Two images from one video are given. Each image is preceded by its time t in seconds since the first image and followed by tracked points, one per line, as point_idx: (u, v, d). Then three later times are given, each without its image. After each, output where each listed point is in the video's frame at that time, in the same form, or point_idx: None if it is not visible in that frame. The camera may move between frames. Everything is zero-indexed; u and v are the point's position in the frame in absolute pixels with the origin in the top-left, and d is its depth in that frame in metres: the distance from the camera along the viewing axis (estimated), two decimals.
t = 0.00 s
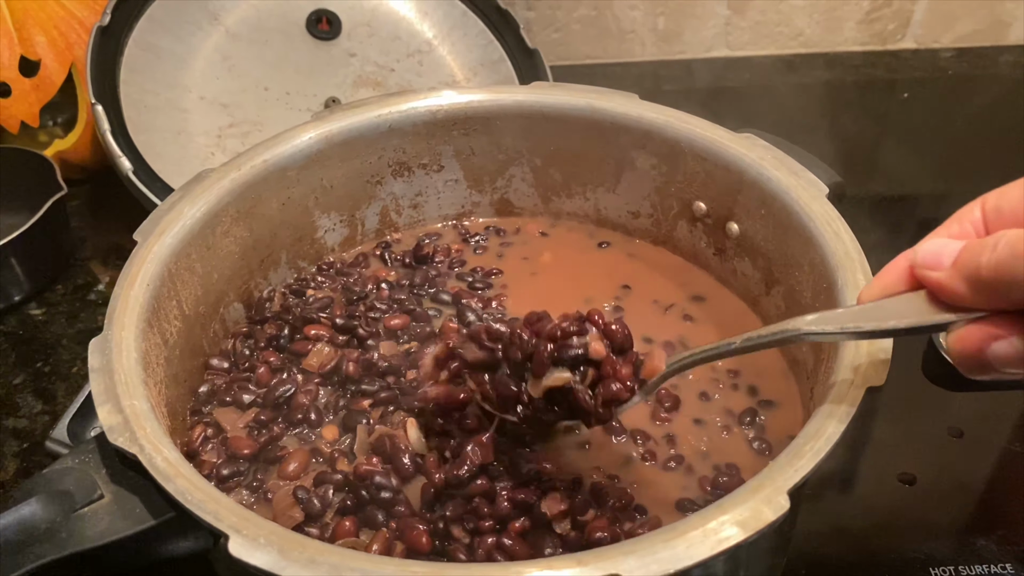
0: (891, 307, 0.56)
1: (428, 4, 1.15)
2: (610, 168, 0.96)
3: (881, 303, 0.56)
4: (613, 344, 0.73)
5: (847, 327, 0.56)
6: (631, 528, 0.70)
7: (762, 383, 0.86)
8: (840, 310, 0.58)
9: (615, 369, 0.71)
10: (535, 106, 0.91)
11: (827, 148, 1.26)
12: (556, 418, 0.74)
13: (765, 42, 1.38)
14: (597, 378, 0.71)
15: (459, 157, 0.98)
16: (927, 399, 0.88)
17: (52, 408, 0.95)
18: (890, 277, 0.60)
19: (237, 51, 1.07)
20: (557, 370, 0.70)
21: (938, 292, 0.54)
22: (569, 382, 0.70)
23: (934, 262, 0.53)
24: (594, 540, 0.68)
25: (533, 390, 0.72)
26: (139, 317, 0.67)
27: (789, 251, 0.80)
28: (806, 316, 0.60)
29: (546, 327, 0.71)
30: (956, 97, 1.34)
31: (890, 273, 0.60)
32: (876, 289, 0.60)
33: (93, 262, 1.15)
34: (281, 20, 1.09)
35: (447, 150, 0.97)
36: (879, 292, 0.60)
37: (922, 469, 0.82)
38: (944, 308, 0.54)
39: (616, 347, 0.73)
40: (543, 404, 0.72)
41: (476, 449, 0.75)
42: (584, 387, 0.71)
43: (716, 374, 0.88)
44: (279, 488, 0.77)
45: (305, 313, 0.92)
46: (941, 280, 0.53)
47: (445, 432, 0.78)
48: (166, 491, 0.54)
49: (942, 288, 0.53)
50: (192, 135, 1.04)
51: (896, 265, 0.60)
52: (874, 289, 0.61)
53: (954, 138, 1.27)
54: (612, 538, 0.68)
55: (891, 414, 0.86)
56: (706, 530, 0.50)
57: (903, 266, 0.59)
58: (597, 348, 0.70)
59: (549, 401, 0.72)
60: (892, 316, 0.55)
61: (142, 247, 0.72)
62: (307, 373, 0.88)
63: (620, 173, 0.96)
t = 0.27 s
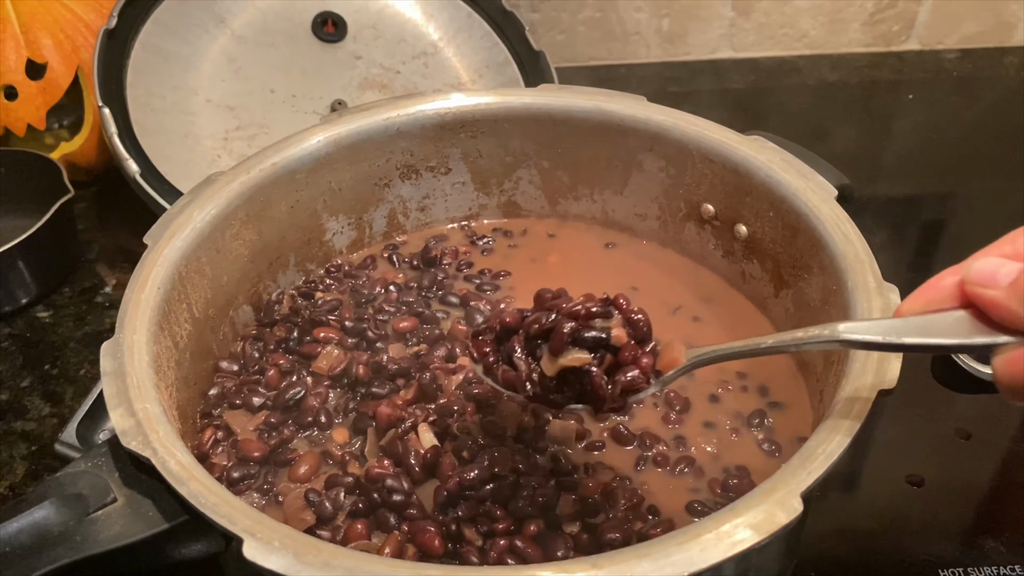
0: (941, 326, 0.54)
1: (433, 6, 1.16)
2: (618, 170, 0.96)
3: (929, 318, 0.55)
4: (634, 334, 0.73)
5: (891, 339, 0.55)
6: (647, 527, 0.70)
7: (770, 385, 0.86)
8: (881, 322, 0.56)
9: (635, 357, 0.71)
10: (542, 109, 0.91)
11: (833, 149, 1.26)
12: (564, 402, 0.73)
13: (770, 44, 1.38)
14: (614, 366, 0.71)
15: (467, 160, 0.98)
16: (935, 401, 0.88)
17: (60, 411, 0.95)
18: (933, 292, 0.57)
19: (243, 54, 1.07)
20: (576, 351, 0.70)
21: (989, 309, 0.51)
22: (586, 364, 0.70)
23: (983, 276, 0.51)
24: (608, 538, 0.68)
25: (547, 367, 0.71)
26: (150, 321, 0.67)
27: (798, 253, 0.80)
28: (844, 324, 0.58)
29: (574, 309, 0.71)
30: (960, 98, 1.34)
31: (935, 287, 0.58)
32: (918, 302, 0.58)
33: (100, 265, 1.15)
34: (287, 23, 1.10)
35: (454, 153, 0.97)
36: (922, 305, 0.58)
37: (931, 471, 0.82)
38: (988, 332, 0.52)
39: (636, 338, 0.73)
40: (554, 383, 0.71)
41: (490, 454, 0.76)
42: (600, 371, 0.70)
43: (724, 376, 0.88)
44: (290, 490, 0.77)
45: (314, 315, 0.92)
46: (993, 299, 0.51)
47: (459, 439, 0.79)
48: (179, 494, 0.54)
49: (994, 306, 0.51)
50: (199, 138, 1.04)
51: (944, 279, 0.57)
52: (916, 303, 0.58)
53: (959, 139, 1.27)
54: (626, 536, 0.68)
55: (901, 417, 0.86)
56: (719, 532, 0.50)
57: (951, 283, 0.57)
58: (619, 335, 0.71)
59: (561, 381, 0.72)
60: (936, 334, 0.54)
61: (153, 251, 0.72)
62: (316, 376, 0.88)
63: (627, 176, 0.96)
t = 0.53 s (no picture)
0: (974, 313, 0.56)
1: (435, 6, 1.16)
2: (620, 169, 0.96)
3: (963, 306, 0.56)
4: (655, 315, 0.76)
5: (924, 326, 0.55)
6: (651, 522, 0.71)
7: (772, 382, 0.86)
8: (917, 308, 0.56)
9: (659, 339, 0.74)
10: (545, 108, 0.91)
11: (835, 148, 1.27)
12: (587, 382, 0.77)
13: (772, 43, 1.39)
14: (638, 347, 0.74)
15: (470, 159, 0.99)
16: (936, 398, 0.89)
17: (65, 410, 0.96)
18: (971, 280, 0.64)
19: (247, 54, 1.08)
20: (601, 332, 0.72)
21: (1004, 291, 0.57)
22: (611, 346, 0.72)
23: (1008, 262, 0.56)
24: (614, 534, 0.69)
25: (572, 347, 0.74)
26: (156, 319, 0.68)
27: (800, 251, 0.80)
28: (878, 311, 0.58)
29: (600, 290, 0.74)
30: (962, 97, 1.34)
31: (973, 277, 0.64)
32: (950, 293, 0.65)
33: (104, 265, 1.15)
34: (290, 23, 1.10)
35: (457, 152, 0.97)
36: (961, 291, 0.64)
37: (933, 468, 0.82)
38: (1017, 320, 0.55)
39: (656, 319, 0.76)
40: (579, 362, 0.74)
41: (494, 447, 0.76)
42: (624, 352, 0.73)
43: (726, 373, 0.88)
44: (295, 487, 0.78)
45: (318, 313, 0.92)
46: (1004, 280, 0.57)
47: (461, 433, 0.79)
48: (186, 490, 0.54)
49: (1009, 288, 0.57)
50: (202, 138, 1.04)
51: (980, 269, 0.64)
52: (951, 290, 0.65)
53: (961, 138, 1.27)
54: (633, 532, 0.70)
55: (903, 415, 0.87)
56: (722, 527, 0.50)
57: (987, 272, 0.63)
58: (644, 316, 0.73)
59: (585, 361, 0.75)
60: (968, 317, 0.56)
61: (158, 249, 0.72)
62: (321, 374, 0.89)
63: (629, 174, 0.96)
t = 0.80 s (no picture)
0: (971, 319, 0.57)
1: (438, 5, 1.16)
2: (623, 167, 0.96)
3: (959, 311, 0.57)
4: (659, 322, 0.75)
5: (923, 331, 0.56)
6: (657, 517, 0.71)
7: (775, 378, 0.87)
8: (912, 312, 0.58)
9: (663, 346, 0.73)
10: (548, 106, 0.92)
11: (837, 146, 1.27)
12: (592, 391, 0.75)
13: (773, 42, 1.39)
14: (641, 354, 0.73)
15: (473, 156, 0.99)
16: (938, 395, 0.89)
17: (70, 408, 0.96)
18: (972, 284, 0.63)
19: (250, 53, 1.08)
20: (606, 340, 0.71)
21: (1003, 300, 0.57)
22: (614, 353, 0.71)
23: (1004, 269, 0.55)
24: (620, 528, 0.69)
25: (576, 356, 0.73)
26: (161, 315, 0.68)
27: (802, 247, 0.81)
28: (876, 317, 0.59)
29: (603, 298, 0.73)
30: (963, 95, 1.34)
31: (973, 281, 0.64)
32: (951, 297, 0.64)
33: (107, 263, 1.16)
34: (293, 22, 1.10)
35: (460, 150, 0.98)
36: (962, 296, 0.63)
37: (935, 463, 0.82)
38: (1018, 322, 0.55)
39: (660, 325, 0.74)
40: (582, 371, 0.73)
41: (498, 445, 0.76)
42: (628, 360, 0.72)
43: (729, 370, 0.88)
44: (299, 483, 0.78)
45: (323, 311, 0.93)
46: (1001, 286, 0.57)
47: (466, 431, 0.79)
48: (193, 485, 0.54)
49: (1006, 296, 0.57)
50: (206, 136, 1.05)
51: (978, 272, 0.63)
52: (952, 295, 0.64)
53: (962, 136, 1.27)
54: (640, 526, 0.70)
55: (905, 411, 0.87)
56: (725, 520, 0.50)
57: (984, 276, 0.63)
58: (648, 323, 0.72)
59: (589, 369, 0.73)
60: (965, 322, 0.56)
61: (163, 247, 0.73)
62: (325, 370, 0.89)
63: (632, 172, 0.96)
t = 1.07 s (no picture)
0: (963, 309, 0.57)
1: (439, 5, 1.17)
2: (624, 165, 0.97)
3: (951, 302, 0.57)
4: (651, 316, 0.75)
5: (913, 322, 0.57)
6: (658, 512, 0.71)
7: (776, 375, 0.87)
8: (903, 304, 0.58)
9: (655, 341, 0.73)
10: (549, 104, 0.92)
11: (838, 144, 1.27)
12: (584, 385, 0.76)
13: (774, 40, 1.39)
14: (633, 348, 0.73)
15: (475, 155, 0.99)
16: (939, 392, 0.89)
17: (74, 406, 0.97)
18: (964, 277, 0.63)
19: (253, 53, 1.09)
20: (598, 334, 0.72)
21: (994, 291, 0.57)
22: (606, 347, 0.72)
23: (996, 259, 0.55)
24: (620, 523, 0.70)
25: (568, 351, 0.73)
26: (165, 313, 0.69)
27: (802, 244, 0.81)
28: (869, 309, 0.59)
29: (595, 293, 0.72)
30: (963, 93, 1.34)
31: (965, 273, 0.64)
32: (944, 287, 0.64)
33: (111, 262, 1.16)
34: (296, 22, 1.11)
35: (462, 148, 0.98)
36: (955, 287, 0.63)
37: (936, 460, 0.82)
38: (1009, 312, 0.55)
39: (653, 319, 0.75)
40: (574, 366, 0.74)
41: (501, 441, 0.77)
42: (620, 355, 0.73)
43: (730, 367, 0.89)
44: (303, 479, 0.79)
45: (326, 308, 0.93)
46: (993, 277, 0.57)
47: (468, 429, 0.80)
48: (198, 480, 0.55)
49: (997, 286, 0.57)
50: (209, 136, 1.05)
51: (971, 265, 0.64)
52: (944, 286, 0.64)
53: (963, 134, 1.27)
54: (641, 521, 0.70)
55: (906, 408, 0.87)
56: (727, 515, 0.50)
57: (976, 268, 0.63)
58: (640, 318, 0.72)
59: (581, 363, 0.74)
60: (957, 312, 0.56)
61: (167, 245, 0.73)
62: (329, 368, 0.89)
63: (633, 170, 0.97)
